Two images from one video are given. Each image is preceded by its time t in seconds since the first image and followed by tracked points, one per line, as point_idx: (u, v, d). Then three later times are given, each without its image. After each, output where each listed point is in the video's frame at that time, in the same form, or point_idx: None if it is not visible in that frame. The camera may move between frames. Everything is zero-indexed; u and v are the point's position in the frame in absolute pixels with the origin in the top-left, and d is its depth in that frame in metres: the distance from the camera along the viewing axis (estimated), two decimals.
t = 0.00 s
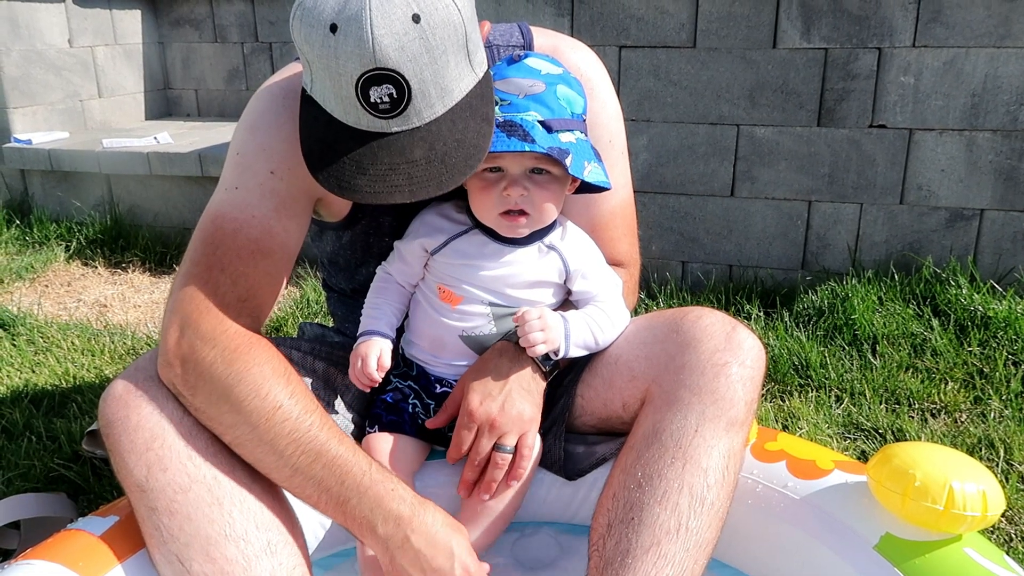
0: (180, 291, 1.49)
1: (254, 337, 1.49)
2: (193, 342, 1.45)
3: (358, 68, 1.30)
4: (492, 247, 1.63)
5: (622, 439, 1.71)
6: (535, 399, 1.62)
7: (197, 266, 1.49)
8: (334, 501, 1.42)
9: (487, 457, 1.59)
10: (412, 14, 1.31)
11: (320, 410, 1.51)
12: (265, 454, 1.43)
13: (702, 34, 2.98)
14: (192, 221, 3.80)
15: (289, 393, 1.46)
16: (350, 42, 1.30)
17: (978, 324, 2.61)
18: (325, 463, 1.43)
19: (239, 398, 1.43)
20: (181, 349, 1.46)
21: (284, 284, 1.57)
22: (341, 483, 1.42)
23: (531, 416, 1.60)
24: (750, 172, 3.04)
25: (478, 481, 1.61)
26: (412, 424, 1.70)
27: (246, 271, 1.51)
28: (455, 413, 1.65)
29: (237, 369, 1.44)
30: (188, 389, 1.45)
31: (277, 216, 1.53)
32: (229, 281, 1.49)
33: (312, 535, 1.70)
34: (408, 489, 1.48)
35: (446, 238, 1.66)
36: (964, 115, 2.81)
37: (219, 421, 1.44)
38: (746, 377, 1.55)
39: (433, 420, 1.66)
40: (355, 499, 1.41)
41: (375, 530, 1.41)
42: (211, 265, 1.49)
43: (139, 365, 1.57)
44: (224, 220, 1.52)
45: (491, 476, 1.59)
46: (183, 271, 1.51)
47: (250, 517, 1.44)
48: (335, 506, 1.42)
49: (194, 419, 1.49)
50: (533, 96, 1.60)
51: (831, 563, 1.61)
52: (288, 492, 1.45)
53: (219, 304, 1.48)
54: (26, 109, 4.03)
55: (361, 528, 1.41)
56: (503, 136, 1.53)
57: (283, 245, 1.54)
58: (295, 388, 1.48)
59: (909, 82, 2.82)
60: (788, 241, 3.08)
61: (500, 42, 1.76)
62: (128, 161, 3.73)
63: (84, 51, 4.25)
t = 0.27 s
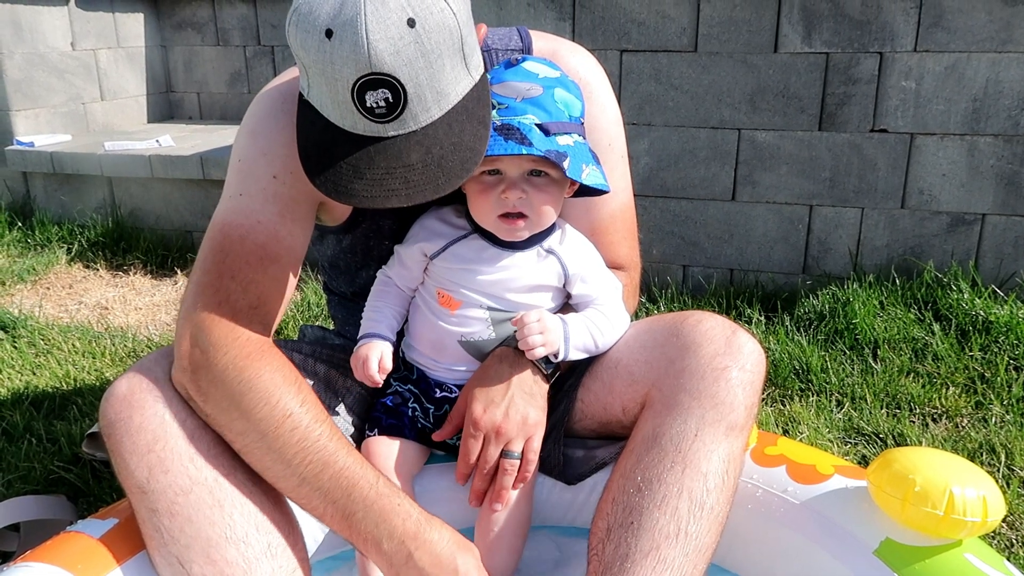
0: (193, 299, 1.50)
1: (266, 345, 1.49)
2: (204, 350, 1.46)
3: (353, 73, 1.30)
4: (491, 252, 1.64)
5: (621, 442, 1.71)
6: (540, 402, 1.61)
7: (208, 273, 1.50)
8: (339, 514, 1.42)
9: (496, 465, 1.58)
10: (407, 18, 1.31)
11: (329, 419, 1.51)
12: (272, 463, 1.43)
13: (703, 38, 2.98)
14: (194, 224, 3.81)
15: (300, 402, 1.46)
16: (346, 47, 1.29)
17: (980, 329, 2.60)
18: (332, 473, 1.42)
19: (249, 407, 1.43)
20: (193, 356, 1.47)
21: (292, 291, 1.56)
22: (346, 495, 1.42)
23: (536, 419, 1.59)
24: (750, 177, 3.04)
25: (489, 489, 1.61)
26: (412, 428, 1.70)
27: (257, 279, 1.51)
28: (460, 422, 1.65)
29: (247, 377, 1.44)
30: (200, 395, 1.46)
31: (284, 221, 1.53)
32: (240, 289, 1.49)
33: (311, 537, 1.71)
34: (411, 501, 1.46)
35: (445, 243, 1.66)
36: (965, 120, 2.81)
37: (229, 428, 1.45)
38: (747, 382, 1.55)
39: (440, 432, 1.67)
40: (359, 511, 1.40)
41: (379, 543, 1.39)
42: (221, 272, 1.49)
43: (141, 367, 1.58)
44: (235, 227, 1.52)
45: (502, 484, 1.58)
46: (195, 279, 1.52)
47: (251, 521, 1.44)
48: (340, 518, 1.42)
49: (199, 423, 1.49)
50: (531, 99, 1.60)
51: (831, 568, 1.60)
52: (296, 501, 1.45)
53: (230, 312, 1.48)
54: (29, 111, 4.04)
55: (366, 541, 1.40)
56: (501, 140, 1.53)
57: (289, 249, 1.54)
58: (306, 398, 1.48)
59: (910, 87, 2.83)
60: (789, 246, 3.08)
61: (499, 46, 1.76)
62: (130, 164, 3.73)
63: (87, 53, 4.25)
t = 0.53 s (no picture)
0: (187, 300, 1.50)
1: (263, 338, 1.49)
2: (200, 347, 1.45)
3: (349, 73, 1.30)
4: (487, 258, 1.63)
5: (620, 444, 1.70)
6: (536, 408, 1.62)
7: (203, 273, 1.50)
8: (346, 493, 1.40)
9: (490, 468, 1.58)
10: (401, 18, 1.31)
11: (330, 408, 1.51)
12: (275, 451, 1.43)
13: (704, 40, 2.98)
14: (194, 223, 3.81)
15: (297, 390, 1.46)
16: (340, 47, 1.30)
17: (980, 332, 2.60)
18: (336, 453, 1.42)
19: (246, 398, 1.43)
20: (188, 356, 1.46)
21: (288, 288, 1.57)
22: (353, 472, 1.41)
23: (531, 424, 1.59)
24: (751, 178, 3.04)
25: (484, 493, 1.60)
26: (411, 429, 1.71)
27: (253, 275, 1.51)
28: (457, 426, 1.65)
29: (243, 369, 1.44)
30: (197, 392, 1.46)
31: (279, 218, 1.53)
32: (235, 286, 1.49)
33: (309, 536, 1.73)
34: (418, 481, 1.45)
35: (441, 250, 1.65)
36: (966, 122, 2.81)
37: (228, 423, 1.44)
38: (746, 384, 1.55)
39: (436, 435, 1.66)
40: (368, 486, 1.40)
41: (390, 516, 1.38)
42: (216, 270, 1.49)
43: (139, 367, 1.57)
44: (229, 226, 1.52)
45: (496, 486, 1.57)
46: (189, 281, 1.51)
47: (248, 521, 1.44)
48: (348, 497, 1.40)
49: (198, 423, 1.49)
50: (528, 100, 1.60)
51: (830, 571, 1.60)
52: (301, 490, 1.44)
53: (225, 308, 1.48)
54: (30, 110, 4.04)
55: (377, 517, 1.38)
56: (497, 139, 1.53)
57: (284, 248, 1.54)
58: (303, 386, 1.48)
59: (912, 89, 2.82)
60: (790, 247, 3.08)
61: (496, 45, 1.75)
62: (130, 163, 3.73)
63: (88, 52, 4.25)
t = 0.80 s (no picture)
0: (187, 298, 1.49)
1: (263, 332, 1.49)
2: (200, 344, 1.45)
3: (348, 75, 1.30)
4: (483, 260, 1.63)
5: (620, 445, 1.70)
6: (534, 410, 1.61)
7: (202, 271, 1.50)
8: (350, 483, 1.40)
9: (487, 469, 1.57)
10: (395, 15, 1.31)
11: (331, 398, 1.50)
12: (277, 444, 1.42)
13: (706, 41, 2.98)
14: (195, 222, 3.81)
15: (297, 381, 1.45)
16: (337, 50, 1.30)
17: (981, 334, 2.60)
18: (339, 442, 1.41)
19: (246, 393, 1.42)
20: (188, 354, 1.46)
21: (290, 286, 1.57)
22: (357, 461, 1.40)
23: (529, 426, 1.59)
24: (753, 179, 3.04)
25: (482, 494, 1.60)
26: (410, 430, 1.72)
27: (252, 272, 1.51)
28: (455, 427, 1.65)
29: (243, 364, 1.43)
30: (198, 390, 1.46)
31: (279, 215, 1.53)
32: (235, 283, 1.49)
33: (309, 536, 1.73)
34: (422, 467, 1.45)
35: (437, 250, 1.65)
36: (968, 124, 2.80)
37: (230, 419, 1.44)
38: (746, 384, 1.54)
39: (433, 436, 1.66)
40: (373, 474, 1.39)
41: (397, 503, 1.38)
42: (216, 268, 1.49)
43: (139, 367, 1.57)
44: (228, 224, 1.52)
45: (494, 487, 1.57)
46: (189, 281, 1.51)
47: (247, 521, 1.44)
48: (352, 487, 1.40)
49: (199, 422, 1.49)
50: (531, 97, 1.59)
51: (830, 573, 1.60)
52: (305, 481, 1.44)
53: (224, 303, 1.48)
54: (31, 108, 4.04)
55: (383, 504, 1.38)
56: (499, 135, 1.53)
57: (285, 246, 1.54)
58: (303, 376, 1.47)
59: (913, 91, 2.82)
60: (791, 249, 3.08)
61: (494, 44, 1.75)
62: (131, 162, 3.73)
63: (89, 51, 4.26)
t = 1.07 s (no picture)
0: (187, 298, 1.50)
1: (260, 333, 1.49)
2: (199, 345, 1.45)
3: (346, 72, 1.30)
4: (490, 259, 1.63)
5: (620, 444, 1.70)
6: (535, 411, 1.61)
7: (202, 271, 1.50)
8: (340, 490, 1.39)
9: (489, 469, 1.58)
10: (391, 10, 1.32)
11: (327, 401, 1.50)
12: (270, 447, 1.42)
13: (706, 41, 2.98)
14: (195, 221, 3.81)
15: (292, 385, 1.45)
16: (335, 48, 1.30)
17: (981, 334, 2.60)
18: (330, 449, 1.41)
19: (242, 395, 1.42)
20: (187, 354, 1.47)
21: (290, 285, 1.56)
22: (347, 469, 1.40)
23: (530, 427, 1.59)
24: (753, 179, 3.04)
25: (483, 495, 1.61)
26: (411, 429, 1.71)
27: (251, 272, 1.51)
28: (456, 427, 1.65)
29: (239, 366, 1.43)
30: (195, 389, 1.46)
31: (278, 215, 1.53)
32: (234, 284, 1.49)
33: (309, 535, 1.73)
34: (415, 477, 1.44)
35: (444, 251, 1.64)
36: (968, 124, 2.80)
37: (225, 419, 1.44)
38: (746, 384, 1.54)
39: (436, 437, 1.66)
40: (361, 484, 1.38)
41: (384, 516, 1.37)
42: (215, 269, 1.49)
43: (139, 365, 1.57)
44: (227, 224, 1.52)
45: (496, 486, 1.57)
46: (189, 280, 1.52)
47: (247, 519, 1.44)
48: (341, 495, 1.39)
49: (198, 422, 1.49)
50: (547, 108, 1.59)
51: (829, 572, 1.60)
52: (296, 485, 1.43)
53: (223, 303, 1.48)
54: (31, 107, 4.04)
55: (371, 515, 1.37)
56: (525, 152, 1.52)
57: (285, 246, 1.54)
58: (299, 380, 1.47)
59: (914, 91, 2.82)
60: (791, 249, 3.08)
61: (494, 43, 1.75)
62: (131, 161, 3.73)
63: (90, 50, 4.25)
